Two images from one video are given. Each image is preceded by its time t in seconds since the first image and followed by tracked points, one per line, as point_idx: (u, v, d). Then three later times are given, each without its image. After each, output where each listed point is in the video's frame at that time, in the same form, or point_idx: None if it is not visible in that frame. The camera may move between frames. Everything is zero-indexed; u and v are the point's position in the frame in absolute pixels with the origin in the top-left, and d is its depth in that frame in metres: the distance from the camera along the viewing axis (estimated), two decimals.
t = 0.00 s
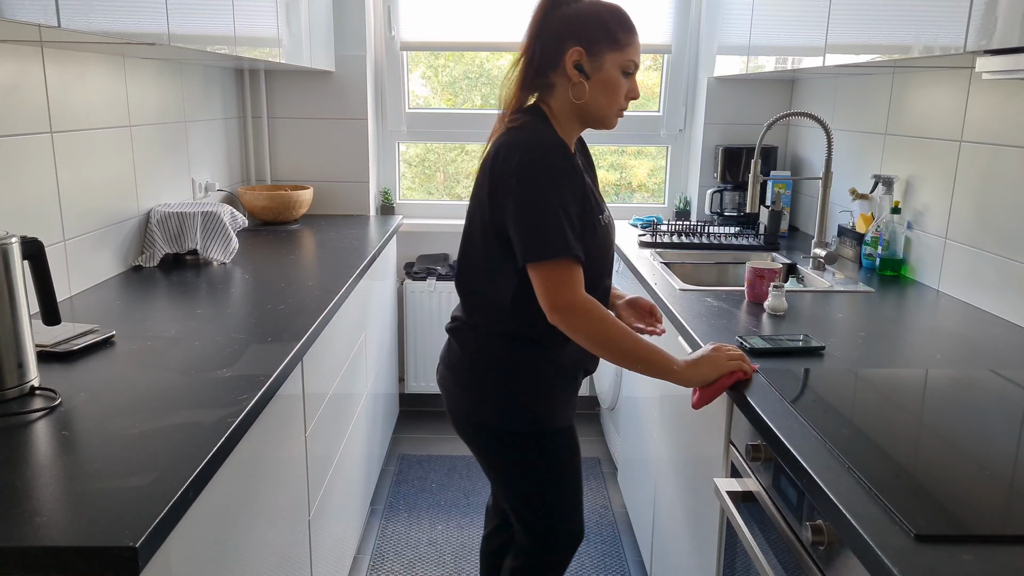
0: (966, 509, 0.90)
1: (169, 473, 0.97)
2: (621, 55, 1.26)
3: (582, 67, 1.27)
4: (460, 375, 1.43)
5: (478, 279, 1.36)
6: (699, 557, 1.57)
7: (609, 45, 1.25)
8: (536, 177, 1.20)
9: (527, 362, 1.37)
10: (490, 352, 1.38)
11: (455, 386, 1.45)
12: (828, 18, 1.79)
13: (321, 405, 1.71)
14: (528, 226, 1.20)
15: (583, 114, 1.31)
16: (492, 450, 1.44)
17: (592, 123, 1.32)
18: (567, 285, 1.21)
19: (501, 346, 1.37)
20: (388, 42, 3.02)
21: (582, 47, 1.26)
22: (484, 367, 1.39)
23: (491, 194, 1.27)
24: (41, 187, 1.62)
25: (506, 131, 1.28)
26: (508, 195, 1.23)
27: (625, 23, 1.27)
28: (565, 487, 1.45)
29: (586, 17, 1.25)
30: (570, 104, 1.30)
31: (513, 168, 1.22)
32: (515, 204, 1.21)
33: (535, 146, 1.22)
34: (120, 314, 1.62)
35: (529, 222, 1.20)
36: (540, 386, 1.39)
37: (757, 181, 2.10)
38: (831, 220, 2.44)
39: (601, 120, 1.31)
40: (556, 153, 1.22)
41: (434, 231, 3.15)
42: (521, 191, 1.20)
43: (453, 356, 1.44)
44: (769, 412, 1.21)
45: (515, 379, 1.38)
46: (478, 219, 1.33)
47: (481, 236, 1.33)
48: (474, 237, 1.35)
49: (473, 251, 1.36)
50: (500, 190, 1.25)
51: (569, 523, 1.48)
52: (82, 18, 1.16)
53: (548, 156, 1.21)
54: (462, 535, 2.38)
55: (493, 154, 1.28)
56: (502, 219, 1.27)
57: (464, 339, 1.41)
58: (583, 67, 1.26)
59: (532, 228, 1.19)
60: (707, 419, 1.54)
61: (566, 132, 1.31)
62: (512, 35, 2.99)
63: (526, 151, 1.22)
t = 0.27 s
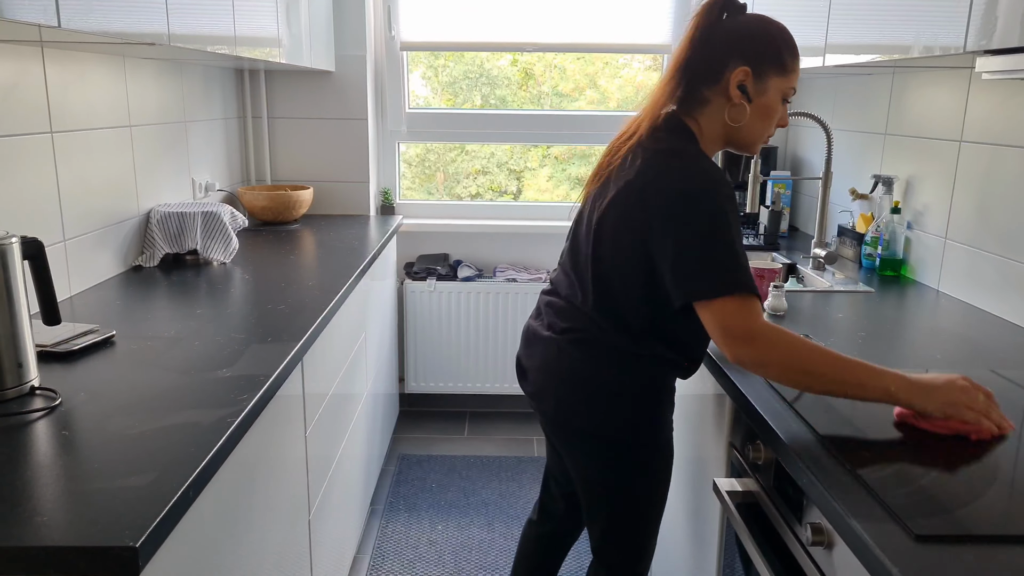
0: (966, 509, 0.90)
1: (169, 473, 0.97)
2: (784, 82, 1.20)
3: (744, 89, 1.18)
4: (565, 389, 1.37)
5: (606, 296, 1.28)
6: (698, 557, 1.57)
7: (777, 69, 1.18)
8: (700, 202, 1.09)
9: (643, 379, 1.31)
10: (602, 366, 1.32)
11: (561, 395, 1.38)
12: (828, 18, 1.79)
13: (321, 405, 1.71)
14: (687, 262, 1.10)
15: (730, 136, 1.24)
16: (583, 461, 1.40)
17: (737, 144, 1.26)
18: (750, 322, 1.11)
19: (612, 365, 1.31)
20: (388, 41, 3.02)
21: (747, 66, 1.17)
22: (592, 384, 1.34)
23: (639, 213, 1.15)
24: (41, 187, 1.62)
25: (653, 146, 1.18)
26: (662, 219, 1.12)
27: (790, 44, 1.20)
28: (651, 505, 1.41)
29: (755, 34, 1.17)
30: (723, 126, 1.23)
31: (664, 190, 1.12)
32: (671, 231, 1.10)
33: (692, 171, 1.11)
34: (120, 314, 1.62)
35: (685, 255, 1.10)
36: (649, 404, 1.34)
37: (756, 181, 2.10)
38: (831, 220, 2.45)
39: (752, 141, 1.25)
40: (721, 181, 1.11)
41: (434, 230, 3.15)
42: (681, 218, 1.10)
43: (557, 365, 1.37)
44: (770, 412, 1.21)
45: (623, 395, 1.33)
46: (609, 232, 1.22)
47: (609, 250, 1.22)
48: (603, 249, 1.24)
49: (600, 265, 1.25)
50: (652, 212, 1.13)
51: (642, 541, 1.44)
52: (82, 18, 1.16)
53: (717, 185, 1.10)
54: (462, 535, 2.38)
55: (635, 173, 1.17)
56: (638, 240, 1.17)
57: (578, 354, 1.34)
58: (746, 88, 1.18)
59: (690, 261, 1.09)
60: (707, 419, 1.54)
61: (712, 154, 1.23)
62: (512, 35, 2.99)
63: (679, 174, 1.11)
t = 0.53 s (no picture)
0: (966, 509, 0.90)
1: (169, 473, 0.97)
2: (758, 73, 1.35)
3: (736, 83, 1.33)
4: (572, 387, 1.38)
5: (622, 283, 1.32)
6: (698, 557, 1.57)
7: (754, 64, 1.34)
8: (731, 172, 1.25)
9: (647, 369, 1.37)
10: (609, 363, 1.35)
11: (571, 394, 1.39)
12: (828, 18, 1.79)
13: (321, 405, 1.71)
14: (723, 232, 1.28)
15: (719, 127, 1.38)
16: (582, 454, 1.43)
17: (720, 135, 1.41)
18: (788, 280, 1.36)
19: (618, 355, 1.35)
20: (388, 41, 3.02)
21: (740, 62, 1.32)
22: (598, 381, 1.36)
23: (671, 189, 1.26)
24: (41, 187, 1.62)
25: (667, 124, 1.29)
26: (697, 190, 1.26)
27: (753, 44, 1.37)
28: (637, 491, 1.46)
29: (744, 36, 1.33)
30: (719, 117, 1.36)
31: (700, 166, 1.25)
32: (716, 204, 1.26)
33: (718, 143, 1.27)
34: (120, 314, 1.62)
35: (726, 219, 1.26)
36: (647, 398, 1.38)
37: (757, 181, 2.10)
38: (831, 220, 2.45)
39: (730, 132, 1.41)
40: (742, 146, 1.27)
41: (434, 230, 3.15)
42: (722, 185, 1.25)
43: (563, 364, 1.38)
44: (770, 412, 1.20)
45: (626, 389, 1.37)
46: (631, 210, 1.30)
47: (632, 230, 1.30)
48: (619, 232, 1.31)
49: (619, 249, 1.31)
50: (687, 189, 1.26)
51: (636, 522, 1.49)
52: (81, 18, 1.16)
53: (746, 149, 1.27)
54: (462, 535, 2.38)
55: (657, 146, 1.28)
56: (669, 213, 1.27)
57: (582, 352, 1.36)
58: (735, 81, 1.33)
59: (726, 231, 1.28)
60: (707, 418, 1.54)
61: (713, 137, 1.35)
62: (512, 35, 2.99)
63: (712, 151, 1.26)
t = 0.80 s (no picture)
0: (967, 509, 0.90)
1: (168, 473, 0.97)
2: (616, 83, 1.73)
3: (594, 83, 1.68)
4: (499, 340, 1.68)
5: (526, 252, 1.63)
6: (698, 556, 1.57)
7: (612, 72, 1.71)
8: (594, 148, 1.55)
9: (558, 312, 1.67)
10: (534, 313, 1.66)
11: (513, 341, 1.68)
12: (828, 18, 1.79)
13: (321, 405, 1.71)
14: (599, 190, 1.54)
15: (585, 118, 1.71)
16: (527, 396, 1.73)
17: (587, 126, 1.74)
18: (643, 246, 1.60)
19: (540, 308, 1.66)
20: (388, 42, 3.02)
21: (601, 69, 1.69)
22: (531, 330, 1.67)
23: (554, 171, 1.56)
24: (41, 186, 1.62)
25: (550, 123, 1.59)
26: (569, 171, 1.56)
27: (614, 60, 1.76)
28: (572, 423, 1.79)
29: (596, 47, 1.69)
30: (580, 110, 1.70)
31: (570, 150, 1.55)
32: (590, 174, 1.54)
33: (581, 130, 1.57)
34: (120, 314, 1.62)
35: (597, 189, 1.54)
36: (569, 337, 1.69)
37: (757, 181, 2.10)
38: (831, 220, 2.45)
39: (596, 123, 1.74)
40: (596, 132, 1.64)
41: (434, 230, 3.15)
42: (591, 161, 1.54)
43: (494, 322, 1.69)
44: (769, 412, 1.21)
45: (549, 332, 1.68)
46: (520, 197, 1.60)
47: (523, 211, 1.60)
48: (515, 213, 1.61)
49: (512, 226, 1.63)
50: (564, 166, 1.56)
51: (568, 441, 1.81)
52: (82, 18, 1.16)
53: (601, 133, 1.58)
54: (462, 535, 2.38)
55: (539, 139, 1.58)
56: (547, 193, 1.58)
57: (514, 306, 1.66)
58: (597, 84, 1.69)
59: (603, 189, 1.54)
60: (707, 418, 1.54)
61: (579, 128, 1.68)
62: (512, 34, 2.98)
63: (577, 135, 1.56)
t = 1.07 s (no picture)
0: (966, 508, 0.90)
1: (169, 473, 0.97)
2: (638, 96, 1.92)
3: (615, 94, 1.87)
4: (504, 303, 1.94)
5: (529, 229, 1.88)
6: (698, 557, 1.57)
7: (634, 87, 1.90)
8: (594, 145, 1.74)
9: (558, 285, 1.91)
10: (535, 283, 1.90)
11: (515, 307, 1.93)
12: (828, 17, 1.79)
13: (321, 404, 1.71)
14: (591, 183, 1.73)
15: (603, 123, 1.91)
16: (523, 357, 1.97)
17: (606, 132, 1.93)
18: (590, 231, 1.75)
19: (542, 280, 1.90)
20: (388, 42, 3.02)
21: (626, 82, 1.88)
22: (528, 295, 1.91)
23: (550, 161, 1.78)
24: (41, 186, 1.62)
25: (564, 120, 1.79)
26: (569, 161, 1.74)
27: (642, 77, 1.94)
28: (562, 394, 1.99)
29: (624, 63, 1.88)
30: (599, 115, 1.89)
31: (574, 142, 1.74)
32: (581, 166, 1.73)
33: (589, 128, 1.75)
34: (120, 314, 1.62)
35: (587, 180, 1.73)
36: (561, 307, 1.93)
37: (757, 181, 2.10)
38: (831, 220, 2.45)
39: (613, 130, 1.93)
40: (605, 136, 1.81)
41: (434, 230, 3.15)
42: (589, 156, 1.73)
43: (500, 285, 1.94)
44: (769, 412, 1.21)
45: (549, 302, 1.91)
46: (528, 179, 1.84)
47: (527, 194, 1.85)
48: (523, 194, 1.86)
49: (519, 206, 1.88)
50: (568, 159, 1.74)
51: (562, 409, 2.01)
52: (82, 18, 1.16)
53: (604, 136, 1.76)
54: (463, 535, 2.38)
55: (550, 133, 1.79)
56: (550, 182, 1.80)
57: (517, 273, 1.92)
58: (618, 95, 1.88)
59: (592, 182, 1.73)
60: (707, 416, 1.54)
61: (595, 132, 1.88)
62: (512, 34, 2.98)
63: (580, 130, 1.75)
